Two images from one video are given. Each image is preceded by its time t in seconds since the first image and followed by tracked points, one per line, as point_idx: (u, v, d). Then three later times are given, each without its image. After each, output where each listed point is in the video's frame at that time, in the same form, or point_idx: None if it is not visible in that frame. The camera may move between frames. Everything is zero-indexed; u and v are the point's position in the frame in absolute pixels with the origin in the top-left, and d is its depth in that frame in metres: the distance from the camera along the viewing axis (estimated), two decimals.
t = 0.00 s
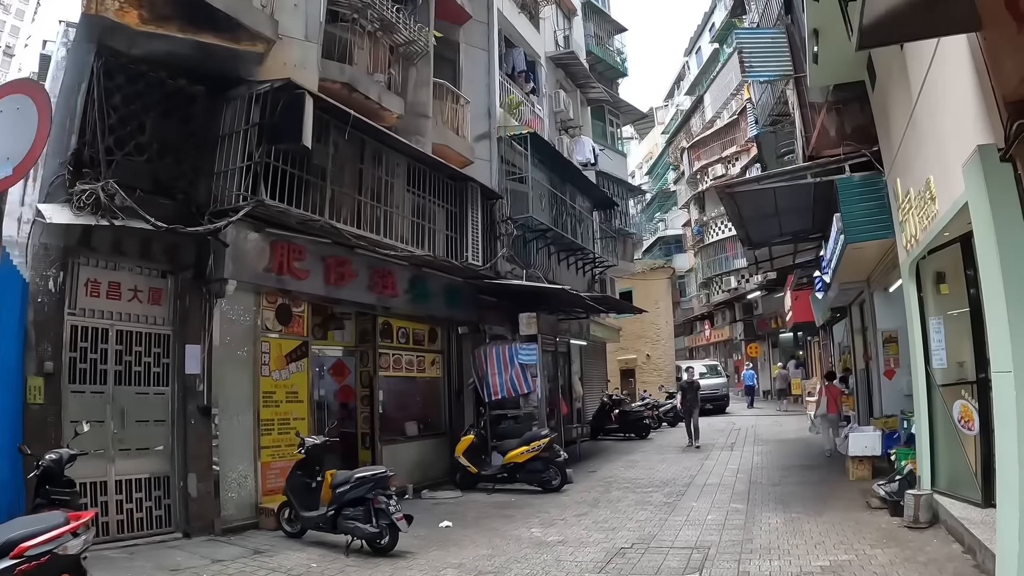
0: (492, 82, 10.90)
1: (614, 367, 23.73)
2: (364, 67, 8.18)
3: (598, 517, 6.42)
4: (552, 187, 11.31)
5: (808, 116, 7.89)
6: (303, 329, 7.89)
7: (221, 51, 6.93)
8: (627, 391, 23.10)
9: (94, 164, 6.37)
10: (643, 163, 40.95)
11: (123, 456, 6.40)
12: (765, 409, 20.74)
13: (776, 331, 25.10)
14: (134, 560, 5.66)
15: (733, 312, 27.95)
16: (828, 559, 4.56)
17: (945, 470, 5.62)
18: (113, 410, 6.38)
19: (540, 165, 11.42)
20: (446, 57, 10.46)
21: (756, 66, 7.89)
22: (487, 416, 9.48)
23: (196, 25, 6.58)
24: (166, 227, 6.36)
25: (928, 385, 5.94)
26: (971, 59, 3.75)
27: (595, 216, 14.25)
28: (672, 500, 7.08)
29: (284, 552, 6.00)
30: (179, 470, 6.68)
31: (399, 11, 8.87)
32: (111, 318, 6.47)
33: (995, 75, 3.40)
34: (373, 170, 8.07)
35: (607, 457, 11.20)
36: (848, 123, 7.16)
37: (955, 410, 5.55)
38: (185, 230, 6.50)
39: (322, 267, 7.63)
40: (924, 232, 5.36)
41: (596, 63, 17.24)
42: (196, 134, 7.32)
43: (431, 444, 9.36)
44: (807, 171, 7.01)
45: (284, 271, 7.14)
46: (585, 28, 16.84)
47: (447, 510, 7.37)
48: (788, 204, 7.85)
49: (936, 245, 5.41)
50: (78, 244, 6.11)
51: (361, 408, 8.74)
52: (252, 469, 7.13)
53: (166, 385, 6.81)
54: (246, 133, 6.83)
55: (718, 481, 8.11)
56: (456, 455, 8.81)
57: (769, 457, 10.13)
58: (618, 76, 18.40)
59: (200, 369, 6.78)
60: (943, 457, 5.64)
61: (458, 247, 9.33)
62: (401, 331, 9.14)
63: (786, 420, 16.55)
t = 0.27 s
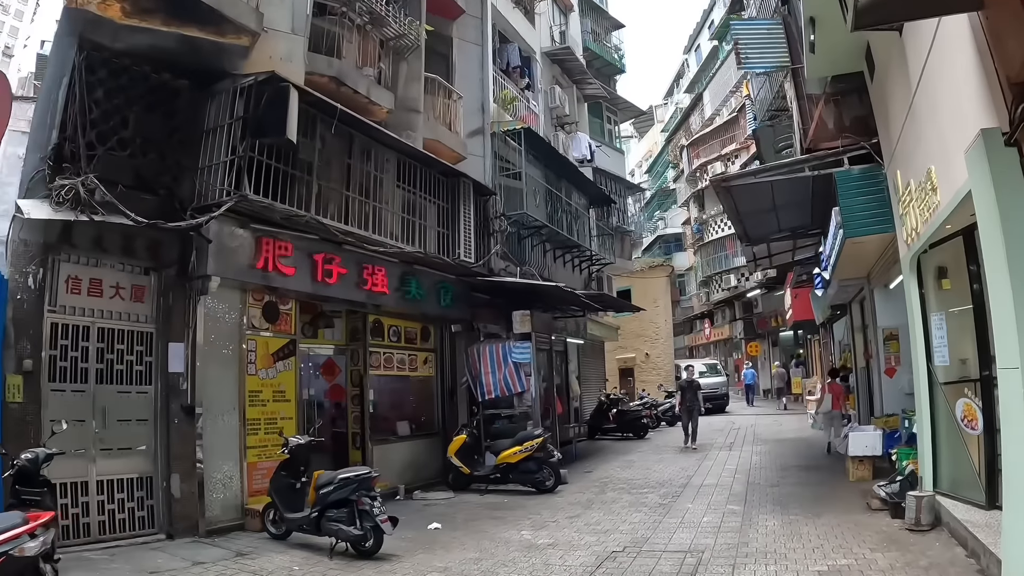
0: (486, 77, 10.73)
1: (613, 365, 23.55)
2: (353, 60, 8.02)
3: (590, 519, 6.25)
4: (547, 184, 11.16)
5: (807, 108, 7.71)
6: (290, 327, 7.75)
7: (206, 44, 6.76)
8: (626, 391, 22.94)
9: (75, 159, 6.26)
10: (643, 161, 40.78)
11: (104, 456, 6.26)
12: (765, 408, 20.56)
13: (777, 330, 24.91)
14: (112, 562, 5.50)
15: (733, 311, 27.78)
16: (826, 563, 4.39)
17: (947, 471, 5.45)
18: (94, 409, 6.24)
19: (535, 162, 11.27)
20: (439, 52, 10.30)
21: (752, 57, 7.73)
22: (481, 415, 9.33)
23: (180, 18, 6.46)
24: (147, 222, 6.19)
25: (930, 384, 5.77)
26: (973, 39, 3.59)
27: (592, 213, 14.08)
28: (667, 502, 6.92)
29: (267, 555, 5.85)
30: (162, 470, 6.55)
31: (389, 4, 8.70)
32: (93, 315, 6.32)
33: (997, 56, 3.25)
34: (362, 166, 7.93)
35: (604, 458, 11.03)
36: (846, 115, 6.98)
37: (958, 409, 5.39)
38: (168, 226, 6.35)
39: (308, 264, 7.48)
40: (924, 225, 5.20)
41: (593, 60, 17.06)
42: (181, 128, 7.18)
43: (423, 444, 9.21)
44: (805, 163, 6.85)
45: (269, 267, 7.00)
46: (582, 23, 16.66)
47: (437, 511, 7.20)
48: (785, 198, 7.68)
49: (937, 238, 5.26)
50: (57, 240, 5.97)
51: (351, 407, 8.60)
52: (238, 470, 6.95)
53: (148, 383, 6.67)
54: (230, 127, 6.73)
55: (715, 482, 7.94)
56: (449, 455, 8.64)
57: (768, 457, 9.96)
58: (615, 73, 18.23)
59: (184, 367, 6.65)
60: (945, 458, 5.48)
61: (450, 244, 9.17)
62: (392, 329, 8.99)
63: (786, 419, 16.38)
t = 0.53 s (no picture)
0: (483, 70, 10.55)
1: (615, 363, 23.27)
2: (346, 51, 7.84)
3: (587, 520, 6.07)
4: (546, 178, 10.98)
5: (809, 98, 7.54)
6: (281, 323, 7.59)
7: (193, 34, 6.59)
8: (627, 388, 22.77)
9: (57, 151, 6.11)
10: (646, 158, 40.54)
11: (88, 455, 6.10)
12: (768, 406, 20.36)
13: (780, 327, 24.70)
14: (94, 564, 5.35)
15: (736, 308, 27.57)
16: (832, 569, 4.20)
17: (956, 472, 5.26)
18: (77, 406, 6.08)
19: (534, 156, 11.09)
20: (435, 44, 10.10)
21: (754, 46, 7.50)
22: (478, 414, 9.16)
23: (166, 8, 6.31)
24: (131, 215, 6.03)
25: (938, 381, 5.57)
26: (985, 16, 3.40)
27: (592, 208, 13.89)
28: (667, 502, 6.74)
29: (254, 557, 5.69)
30: (147, 470, 6.36)
31: None
32: (76, 310, 6.17)
33: (1012, 32, 3.06)
34: (354, 159, 7.78)
35: (604, 456, 10.85)
36: (850, 104, 6.75)
37: (968, 406, 5.19)
38: (154, 219, 6.19)
39: (298, 258, 7.32)
40: (932, 216, 5.02)
41: (593, 54, 16.86)
42: (168, 120, 7.02)
43: (418, 443, 9.04)
44: (808, 154, 6.65)
45: (257, 261, 6.87)
46: (583, 17, 16.45)
47: (431, 512, 7.04)
48: (788, 190, 7.49)
49: (946, 229, 5.06)
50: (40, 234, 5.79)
51: (345, 405, 8.45)
52: (225, 469, 6.82)
53: (133, 380, 6.50)
54: (217, 118, 6.59)
55: (717, 481, 7.76)
56: (444, 454, 8.47)
57: (771, 455, 9.77)
58: (616, 67, 18.02)
59: (169, 364, 6.54)
60: (954, 457, 5.27)
61: (446, 239, 9.01)
62: (386, 326, 8.82)
63: (790, 417, 16.18)
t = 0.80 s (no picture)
0: (481, 65, 10.40)
1: (618, 362, 22.64)
2: (339, 45, 7.69)
3: (585, 524, 5.93)
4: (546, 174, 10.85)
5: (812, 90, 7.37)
6: (273, 322, 7.48)
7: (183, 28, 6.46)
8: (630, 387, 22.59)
9: (43, 147, 5.98)
10: (648, 155, 40.30)
11: (74, 456, 6.00)
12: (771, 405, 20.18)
13: (784, 325, 24.48)
14: (79, 567, 5.22)
15: (740, 306, 27.36)
16: None
17: (964, 474, 5.10)
18: (63, 406, 5.98)
19: (533, 152, 10.97)
20: (432, 39, 9.95)
21: (755, 36, 7.32)
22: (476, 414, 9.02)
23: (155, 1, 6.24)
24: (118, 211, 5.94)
25: (945, 381, 5.42)
26: None
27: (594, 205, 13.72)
28: (667, 505, 6.59)
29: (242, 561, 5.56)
30: (135, 471, 6.26)
31: None
32: (62, 309, 6.06)
33: None
34: (346, 154, 7.71)
35: (604, 456, 10.70)
36: (855, 96, 6.60)
37: (977, 406, 5.04)
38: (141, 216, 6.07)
39: (291, 256, 7.19)
40: (938, 210, 4.88)
41: (594, 49, 16.67)
42: (158, 116, 6.90)
43: (415, 443, 8.91)
44: (812, 147, 6.45)
45: (248, 259, 6.77)
46: (584, 12, 16.27)
47: (426, 515, 6.90)
48: (791, 185, 7.32)
49: (953, 224, 4.92)
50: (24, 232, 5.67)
51: (340, 405, 8.34)
52: (217, 470, 6.71)
53: (120, 380, 6.39)
54: (207, 112, 6.57)
55: (718, 483, 7.60)
56: (442, 455, 8.33)
57: (774, 455, 9.61)
58: (617, 63, 17.83)
59: (158, 364, 6.39)
60: (963, 459, 5.11)
61: (443, 236, 8.89)
62: (383, 324, 8.69)
63: (793, 416, 16.00)
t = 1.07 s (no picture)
0: (478, 57, 10.23)
1: (620, 359, 22.24)
2: (331, 35, 7.53)
3: (579, 524, 5.77)
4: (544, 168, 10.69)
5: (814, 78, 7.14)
6: (264, 317, 7.34)
7: (170, 18, 6.31)
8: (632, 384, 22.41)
9: (26, 138, 5.89)
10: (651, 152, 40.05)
11: (58, 452, 5.88)
12: (775, 402, 20.00)
13: (788, 322, 24.26)
14: (61, 566, 5.09)
15: (743, 303, 27.14)
16: None
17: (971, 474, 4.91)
18: (46, 402, 5.86)
19: (532, 146, 10.82)
20: (428, 30, 9.81)
21: (755, 25, 7.13)
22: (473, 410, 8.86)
23: None
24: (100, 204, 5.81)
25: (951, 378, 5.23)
26: None
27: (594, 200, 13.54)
28: (665, 504, 6.42)
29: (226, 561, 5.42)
30: (120, 468, 6.16)
31: None
32: (45, 303, 5.94)
33: None
34: (338, 146, 7.56)
35: (604, 454, 10.54)
36: (859, 85, 6.40)
37: (986, 404, 4.85)
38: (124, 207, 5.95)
39: (280, 249, 7.09)
40: (945, 200, 4.70)
41: (595, 43, 16.48)
42: (146, 106, 6.76)
43: (410, 441, 8.78)
44: (814, 137, 6.30)
45: (236, 252, 6.65)
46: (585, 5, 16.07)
47: (419, 514, 6.75)
48: (793, 177, 7.13)
49: (960, 214, 4.75)
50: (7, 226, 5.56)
51: (333, 402, 8.23)
52: (204, 467, 6.56)
53: (106, 375, 6.28)
54: (193, 103, 6.43)
55: (719, 482, 7.43)
56: (436, 452, 8.19)
57: (776, 454, 9.44)
58: (619, 57, 17.63)
59: (144, 358, 6.28)
60: (970, 458, 4.92)
61: (438, 229, 8.74)
62: (376, 319, 8.55)
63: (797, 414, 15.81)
